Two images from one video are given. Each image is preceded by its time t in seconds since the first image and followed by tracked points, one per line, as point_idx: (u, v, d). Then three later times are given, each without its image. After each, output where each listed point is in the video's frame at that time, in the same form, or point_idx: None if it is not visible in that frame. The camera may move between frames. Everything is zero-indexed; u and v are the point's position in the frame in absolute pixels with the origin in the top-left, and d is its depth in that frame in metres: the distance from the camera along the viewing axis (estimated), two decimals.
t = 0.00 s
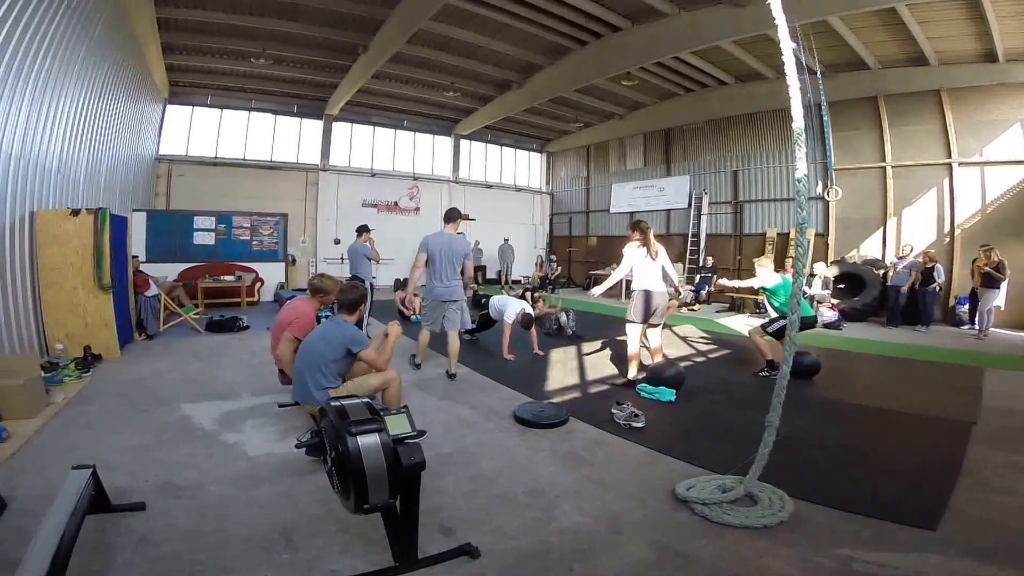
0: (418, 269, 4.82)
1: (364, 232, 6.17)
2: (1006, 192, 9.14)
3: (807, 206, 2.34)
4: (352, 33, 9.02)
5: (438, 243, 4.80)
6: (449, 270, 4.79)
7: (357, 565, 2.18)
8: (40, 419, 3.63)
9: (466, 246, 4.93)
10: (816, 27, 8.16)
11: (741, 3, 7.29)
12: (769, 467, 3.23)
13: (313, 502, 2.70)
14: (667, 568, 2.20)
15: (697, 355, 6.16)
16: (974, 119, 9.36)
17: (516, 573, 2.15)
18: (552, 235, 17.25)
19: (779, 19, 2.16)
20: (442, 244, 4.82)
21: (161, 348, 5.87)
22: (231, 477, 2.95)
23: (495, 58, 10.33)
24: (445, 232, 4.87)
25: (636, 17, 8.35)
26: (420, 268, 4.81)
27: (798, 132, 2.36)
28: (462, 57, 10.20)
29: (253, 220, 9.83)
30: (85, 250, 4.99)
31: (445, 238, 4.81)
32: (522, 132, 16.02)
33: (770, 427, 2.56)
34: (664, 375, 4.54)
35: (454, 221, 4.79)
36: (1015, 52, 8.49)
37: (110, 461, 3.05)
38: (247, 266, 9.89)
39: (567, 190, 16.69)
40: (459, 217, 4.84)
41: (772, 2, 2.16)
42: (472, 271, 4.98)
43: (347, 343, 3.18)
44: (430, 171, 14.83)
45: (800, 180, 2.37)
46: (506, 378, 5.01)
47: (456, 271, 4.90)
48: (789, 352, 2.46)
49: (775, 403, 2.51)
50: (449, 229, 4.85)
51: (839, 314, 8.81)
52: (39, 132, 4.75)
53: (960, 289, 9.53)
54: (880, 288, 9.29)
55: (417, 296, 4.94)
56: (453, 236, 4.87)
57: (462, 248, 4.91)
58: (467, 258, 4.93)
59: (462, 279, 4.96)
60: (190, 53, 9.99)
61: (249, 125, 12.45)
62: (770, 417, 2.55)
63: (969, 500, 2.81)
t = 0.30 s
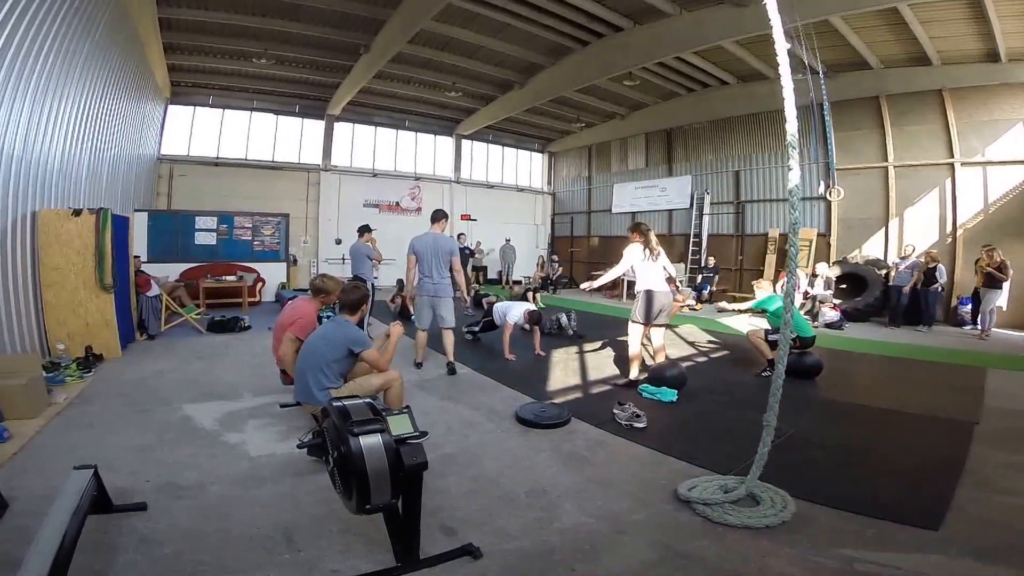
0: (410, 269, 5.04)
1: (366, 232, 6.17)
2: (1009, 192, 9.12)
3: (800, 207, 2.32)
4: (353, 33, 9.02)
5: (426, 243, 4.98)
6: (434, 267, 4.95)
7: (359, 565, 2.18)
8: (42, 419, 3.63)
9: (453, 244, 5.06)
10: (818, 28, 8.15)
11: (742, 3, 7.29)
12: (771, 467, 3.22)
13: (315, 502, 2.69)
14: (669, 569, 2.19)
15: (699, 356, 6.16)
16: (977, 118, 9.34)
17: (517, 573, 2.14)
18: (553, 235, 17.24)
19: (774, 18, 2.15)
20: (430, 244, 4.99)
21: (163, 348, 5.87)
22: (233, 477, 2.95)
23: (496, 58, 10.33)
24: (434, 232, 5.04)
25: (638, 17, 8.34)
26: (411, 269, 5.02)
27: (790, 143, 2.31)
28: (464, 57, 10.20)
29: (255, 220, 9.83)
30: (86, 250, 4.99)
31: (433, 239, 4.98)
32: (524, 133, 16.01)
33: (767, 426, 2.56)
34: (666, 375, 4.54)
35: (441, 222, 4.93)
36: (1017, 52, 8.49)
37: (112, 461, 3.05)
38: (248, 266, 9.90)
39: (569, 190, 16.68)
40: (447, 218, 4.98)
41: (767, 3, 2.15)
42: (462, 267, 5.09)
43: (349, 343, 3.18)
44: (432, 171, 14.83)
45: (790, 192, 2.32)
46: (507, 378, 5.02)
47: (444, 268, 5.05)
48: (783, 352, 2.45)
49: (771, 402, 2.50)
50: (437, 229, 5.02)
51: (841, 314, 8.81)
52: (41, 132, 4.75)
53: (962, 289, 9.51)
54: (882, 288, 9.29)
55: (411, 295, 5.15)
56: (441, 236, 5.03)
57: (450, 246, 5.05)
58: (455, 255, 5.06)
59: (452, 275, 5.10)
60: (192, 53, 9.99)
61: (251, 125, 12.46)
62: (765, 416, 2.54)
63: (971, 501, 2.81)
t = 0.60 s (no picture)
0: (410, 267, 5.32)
1: (367, 232, 6.16)
2: (1011, 192, 9.10)
3: (797, 209, 2.32)
4: (354, 32, 9.02)
5: (423, 242, 5.23)
6: (423, 266, 5.17)
7: (361, 565, 2.17)
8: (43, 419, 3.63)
9: (443, 242, 5.16)
10: (820, 28, 8.15)
11: (744, 3, 7.29)
12: (773, 467, 3.22)
13: (316, 503, 2.69)
14: (671, 569, 2.19)
15: (701, 356, 6.15)
16: (980, 118, 9.32)
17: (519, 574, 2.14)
18: (555, 235, 17.24)
19: (773, 19, 2.15)
20: (426, 243, 5.20)
21: (164, 348, 5.87)
22: (235, 477, 2.95)
23: (498, 58, 10.33)
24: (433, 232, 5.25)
25: (640, 17, 8.34)
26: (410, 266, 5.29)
27: (788, 146, 2.30)
28: (465, 57, 10.20)
29: (256, 220, 9.83)
30: (88, 250, 4.99)
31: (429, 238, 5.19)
32: (525, 133, 16.01)
33: (769, 427, 2.55)
34: (668, 376, 4.53)
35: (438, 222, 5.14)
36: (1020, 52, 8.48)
37: (114, 461, 3.05)
38: (250, 266, 9.90)
39: (570, 190, 16.69)
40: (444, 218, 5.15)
41: (767, 5, 2.15)
42: (450, 265, 5.15)
43: (350, 343, 3.17)
44: (433, 171, 14.83)
45: (786, 193, 2.32)
46: (509, 378, 5.01)
47: (435, 266, 5.21)
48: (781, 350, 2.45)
49: (771, 403, 2.50)
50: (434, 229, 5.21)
51: (843, 314, 8.81)
52: (44, 131, 4.77)
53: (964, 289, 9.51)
54: (884, 288, 9.29)
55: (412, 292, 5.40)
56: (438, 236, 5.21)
57: (441, 244, 5.18)
58: (444, 253, 5.16)
59: (443, 273, 5.22)
60: (194, 53, 10.00)
61: (252, 124, 12.46)
62: (766, 416, 2.54)
63: (973, 501, 2.80)
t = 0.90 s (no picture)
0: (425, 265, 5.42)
1: (370, 232, 6.16)
2: (1013, 192, 9.08)
3: (800, 209, 2.29)
4: (355, 32, 9.01)
5: (438, 243, 5.30)
6: (431, 265, 5.23)
7: (362, 565, 2.17)
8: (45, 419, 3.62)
9: (453, 246, 5.17)
10: (823, 28, 8.15)
11: (747, 2, 7.28)
12: (776, 467, 3.21)
13: (318, 503, 2.68)
14: (674, 569, 2.18)
15: (703, 356, 6.15)
16: (983, 117, 9.30)
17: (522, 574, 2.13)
18: (556, 235, 17.24)
19: (776, 18, 2.14)
20: (439, 244, 5.27)
21: (166, 348, 5.87)
22: (237, 477, 2.94)
23: (500, 59, 10.33)
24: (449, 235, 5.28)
25: (642, 17, 8.34)
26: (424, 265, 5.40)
27: (791, 148, 2.30)
28: (467, 57, 10.20)
29: (258, 220, 9.84)
30: (90, 250, 4.99)
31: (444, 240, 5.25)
32: (527, 133, 16.01)
33: (772, 427, 2.55)
34: (670, 376, 4.53)
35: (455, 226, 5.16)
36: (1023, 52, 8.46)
37: (116, 462, 3.04)
38: (251, 266, 9.91)
39: (572, 190, 16.69)
40: (459, 222, 5.15)
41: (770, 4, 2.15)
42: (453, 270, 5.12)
43: (352, 343, 3.16)
44: (435, 171, 14.84)
45: (790, 194, 2.30)
46: (511, 378, 5.01)
47: (443, 268, 5.23)
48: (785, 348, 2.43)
49: (774, 402, 2.49)
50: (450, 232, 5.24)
51: (845, 314, 8.81)
52: (45, 131, 4.77)
53: (967, 289, 9.50)
54: (886, 288, 9.27)
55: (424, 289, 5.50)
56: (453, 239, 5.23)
57: (452, 248, 5.19)
58: (451, 257, 5.16)
59: (448, 276, 5.23)
60: (195, 53, 10.00)
61: (254, 125, 12.46)
62: (770, 415, 2.53)
63: (975, 501, 2.79)
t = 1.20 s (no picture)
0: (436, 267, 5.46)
1: (373, 232, 6.16)
2: (1016, 192, 9.08)
3: (808, 209, 2.31)
4: (356, 33, 9.01)
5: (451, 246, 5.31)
6: (441, 268, 5.27)
7: (365, 566, 2.17)
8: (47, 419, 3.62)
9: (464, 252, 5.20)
10: (825, 27, 8.15)
11: (749, 2, 7.27)
12: (778, 467, 3.21)
13: (321, 503, 2.68)
14: (677, 570, 2.18)
15: (705, 356, 6.14)
16: (985, 117, 9.29)
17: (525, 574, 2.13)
18: (557, 235, 17.23)
19: (785, 17, 2.14)
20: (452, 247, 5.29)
21: (167, 347, 5.87)
22: (239, 477, 2.94)
23: (501, 58, 10.33)
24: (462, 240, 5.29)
25: (644, 17, 8.34)
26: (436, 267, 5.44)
27: (801, 145, 2.30)
28: (468, 57, 10.20)
29: (259, 219, 9.84)
30: (92, 250, 4.99)
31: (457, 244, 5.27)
32: (528, 133, 16.00)
33: (777, 426, 2.54)
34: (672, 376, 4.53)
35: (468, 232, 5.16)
36: None
37: (118, 462, 3.04)
38: (253, 266, 9.92)
39: (573, 190, 16.68)
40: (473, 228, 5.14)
41: (778, 5, 2.15)
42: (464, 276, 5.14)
43: (355, 343, 3.15)
44: (436, 171, 14.84)
45: (799, 192, 2.31)
46: (513, 378, 5.00)
47: (453, 272, 5.26)
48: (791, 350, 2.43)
49: (779, 402, 2.48)
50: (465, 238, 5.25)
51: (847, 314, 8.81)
52: (47, 131, 4.77)
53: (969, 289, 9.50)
54: (888, 288, 9.26)
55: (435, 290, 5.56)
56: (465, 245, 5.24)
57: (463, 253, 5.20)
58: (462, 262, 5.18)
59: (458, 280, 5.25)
60: (197, 53, 10.00)
61: (255, 124, 12.46)
62: (775, 414, 2.52)
63: (978, 501, 2.78)
